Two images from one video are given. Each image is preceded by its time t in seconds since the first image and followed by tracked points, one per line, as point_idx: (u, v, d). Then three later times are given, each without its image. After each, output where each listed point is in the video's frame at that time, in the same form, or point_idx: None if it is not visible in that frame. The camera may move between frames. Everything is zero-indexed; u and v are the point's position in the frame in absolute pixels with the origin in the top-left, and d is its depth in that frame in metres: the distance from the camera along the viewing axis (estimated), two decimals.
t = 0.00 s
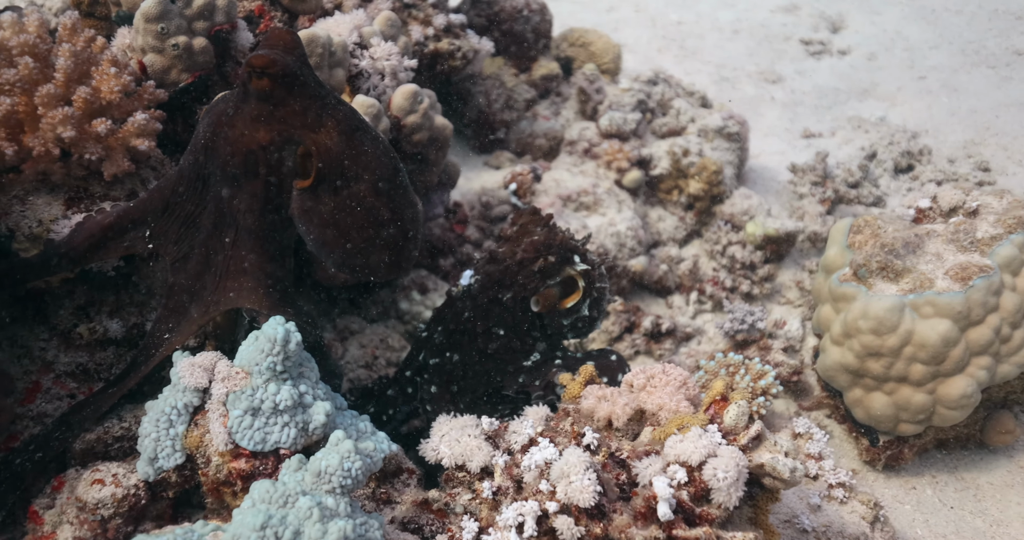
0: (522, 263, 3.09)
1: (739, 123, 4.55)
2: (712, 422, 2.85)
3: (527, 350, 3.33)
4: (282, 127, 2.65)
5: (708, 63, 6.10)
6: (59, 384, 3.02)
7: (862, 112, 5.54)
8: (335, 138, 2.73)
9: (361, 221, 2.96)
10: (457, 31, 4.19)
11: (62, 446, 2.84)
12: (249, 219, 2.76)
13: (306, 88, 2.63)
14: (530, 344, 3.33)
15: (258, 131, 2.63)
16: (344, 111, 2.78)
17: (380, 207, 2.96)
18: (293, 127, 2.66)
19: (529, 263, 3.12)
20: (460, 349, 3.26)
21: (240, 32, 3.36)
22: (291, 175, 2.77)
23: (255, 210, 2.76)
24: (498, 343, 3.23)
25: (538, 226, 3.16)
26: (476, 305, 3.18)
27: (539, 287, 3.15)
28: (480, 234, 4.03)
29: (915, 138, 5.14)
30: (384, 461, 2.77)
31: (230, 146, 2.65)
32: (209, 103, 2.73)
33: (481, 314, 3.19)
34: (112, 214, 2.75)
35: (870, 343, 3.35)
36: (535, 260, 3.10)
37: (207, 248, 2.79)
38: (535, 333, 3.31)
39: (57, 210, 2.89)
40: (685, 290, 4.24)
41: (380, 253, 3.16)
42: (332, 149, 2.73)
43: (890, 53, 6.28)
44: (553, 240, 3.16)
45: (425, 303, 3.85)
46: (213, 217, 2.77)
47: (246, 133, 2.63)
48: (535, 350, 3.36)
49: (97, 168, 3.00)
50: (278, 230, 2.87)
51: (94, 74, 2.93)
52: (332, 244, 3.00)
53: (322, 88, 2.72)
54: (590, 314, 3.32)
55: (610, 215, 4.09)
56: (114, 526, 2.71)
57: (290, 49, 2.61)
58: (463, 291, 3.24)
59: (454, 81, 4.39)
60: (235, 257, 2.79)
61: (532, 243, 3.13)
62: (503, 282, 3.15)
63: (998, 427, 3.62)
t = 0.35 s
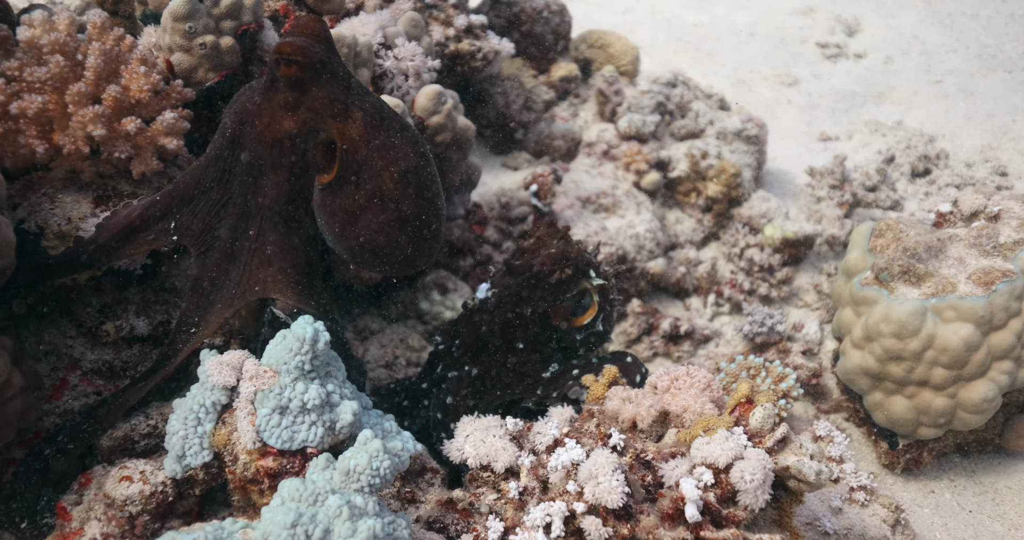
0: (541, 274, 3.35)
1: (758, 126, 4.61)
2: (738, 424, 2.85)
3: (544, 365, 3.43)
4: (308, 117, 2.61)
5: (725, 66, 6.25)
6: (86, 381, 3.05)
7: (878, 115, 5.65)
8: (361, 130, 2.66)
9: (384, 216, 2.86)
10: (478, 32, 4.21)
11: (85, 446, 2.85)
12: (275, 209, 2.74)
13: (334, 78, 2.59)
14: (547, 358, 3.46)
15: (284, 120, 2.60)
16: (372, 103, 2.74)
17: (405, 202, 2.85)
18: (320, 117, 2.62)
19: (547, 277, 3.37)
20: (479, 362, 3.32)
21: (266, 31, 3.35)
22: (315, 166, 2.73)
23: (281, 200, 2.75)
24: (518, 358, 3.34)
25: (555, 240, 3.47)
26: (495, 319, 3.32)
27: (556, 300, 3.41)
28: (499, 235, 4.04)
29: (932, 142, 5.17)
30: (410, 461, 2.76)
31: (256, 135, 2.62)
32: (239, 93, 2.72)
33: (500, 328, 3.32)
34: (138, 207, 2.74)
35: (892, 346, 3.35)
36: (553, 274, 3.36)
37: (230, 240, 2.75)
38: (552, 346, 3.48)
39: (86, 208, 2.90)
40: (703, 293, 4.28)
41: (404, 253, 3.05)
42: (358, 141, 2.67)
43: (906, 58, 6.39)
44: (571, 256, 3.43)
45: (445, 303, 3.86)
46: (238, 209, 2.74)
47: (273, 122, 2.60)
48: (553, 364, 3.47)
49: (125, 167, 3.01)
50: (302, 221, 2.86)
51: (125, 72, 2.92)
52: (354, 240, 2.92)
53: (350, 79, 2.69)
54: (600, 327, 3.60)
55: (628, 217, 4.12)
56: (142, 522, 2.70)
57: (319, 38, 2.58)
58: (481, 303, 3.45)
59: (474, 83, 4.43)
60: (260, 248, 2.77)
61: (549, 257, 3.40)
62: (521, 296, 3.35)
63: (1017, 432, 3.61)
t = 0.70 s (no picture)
0: (553, 282, 3.46)
1: (770, 127, 4.69)
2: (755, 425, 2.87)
3: (557, 374, 3.46)
4: (324, 100, 2.58)
5: (735, 67, 6.28)
6: (105, 378, 3.04)
7: (887, 116, 5.69)
8: (375, 110, 2.59)
9: (399, 200, 2.68)
10: (492, 32, 4.23)
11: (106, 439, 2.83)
12: (292, 195, 2.70)
13: (350, 61, 2.59)
14: (561, 367, 3.49)
15: (301, 104, 2.58)
16: (388, 86, 2.68)
17: (420, 185, 2.67)
18: (336, 100, 2.60)
19: (558, 287, 3.47)
20: (491, 370, 3.41)
21: (285, 30, 3.36)
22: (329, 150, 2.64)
23: (299, 187, 2.70)
24: (530, 368, 3.41)
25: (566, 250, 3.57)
26: (508, 327, 3.43)
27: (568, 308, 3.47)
28: (512, 234, 4.04)
29: (942, 144, 5.19)
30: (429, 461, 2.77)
31: (273, 119, 2.61)
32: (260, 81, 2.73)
33: (512, 337, 3.42)
34: (161, 199, 2.73)
35: (907, 348, 3.35)
36: (566, 282, 3.46)
37: (249, 232, 2.75)
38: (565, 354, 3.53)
39: (106, 205, 2.91)
40: (715, 293, 4.30)
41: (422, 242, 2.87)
42: (372, 121, 2.59)
43: (915, 59, 6.41)
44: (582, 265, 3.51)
45: (459, 302, 3.82)
46: (256, 197, 2.72)
47: (291, 107, 2.59)
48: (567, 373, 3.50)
49: (145, 165, 3.01)
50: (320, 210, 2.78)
51: (145, 71, 2.93)
52: (371, 229, 2.75)
53: (368, 66, 2.68)
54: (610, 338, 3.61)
55: (640, 217, 4.12)
56: (162, 519, 2.68)
57: (337, 23, 2.59)
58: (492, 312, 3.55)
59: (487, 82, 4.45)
60: (278, 238, 2.75)
61: (561, 266, 3.50)
62: (533, 306, 3.46)
63: None
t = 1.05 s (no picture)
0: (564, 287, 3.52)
1: (777, 127, 4.66)
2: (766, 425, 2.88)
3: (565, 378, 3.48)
4: (336, 84, 2.58)
5: (740, 65, 6.29)
6: (118, 376, 3.05)
7: (892, 115, 5.71)
8: (386, 92, 2.59)
9: (412, 180, 2.71)
10: (500, 31, 4.23)
11: (121, 435, 2.85)
12: (305, 181, 2.71)
13: (362, 44, 2.56)
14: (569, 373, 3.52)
15: (313, 87, 2.57)
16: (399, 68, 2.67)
17: (433, 164, 2.70)
18: (347, 83, 2.59)
19: (567, 293, 3.54)
20: (499, 372, 3.41)
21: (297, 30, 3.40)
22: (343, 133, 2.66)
23: (312, 171, 2.71)
24: (539, 372, 3.42)
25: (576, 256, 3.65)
26: (517, 330, 3.48)
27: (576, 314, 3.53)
28: (520, 233, 4.06)
29: (948, 144, 5.20)
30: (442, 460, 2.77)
31: (286, 104, 2.60)
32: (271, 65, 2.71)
33: (522, 340, 3.46)
34: (175, 191, 2.72)
35: (914, 348, 3.37)
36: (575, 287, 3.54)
37: (263, 220, 2.75)
38: (573, 358, 3.59)
39: (120, 205, 2.92)
40: (722, 292, 4.32)
41: (434, 221, 2.91)
42: (385, 105, 2.59)
43: (920, 58, 6.43)
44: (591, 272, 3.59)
45: (467, 301, 3.86)
46: (270, 184, 2.73)
47: (304, 92, 2.58)
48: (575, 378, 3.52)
49: (159, 164, 3.01)
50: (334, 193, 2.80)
51: (159, 70, 2.93)
52: (384, 208, 2.78)
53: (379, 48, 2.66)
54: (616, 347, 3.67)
55: (648, 217, 4.13)
56: (176, 517, 2.67)
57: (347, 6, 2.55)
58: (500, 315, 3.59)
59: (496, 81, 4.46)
60: (291, 225, 2.75)
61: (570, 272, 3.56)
62: (543, 310, 3.51)
63: None
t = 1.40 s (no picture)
0: (570, 289, 3.51)
1: (778, 126, 4.68)
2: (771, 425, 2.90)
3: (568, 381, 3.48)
4: (339, 80, 2.52)
5: (741, 64, 6.30)
6: (124, 376, 3.04)
7: (892, 114, 5.72)
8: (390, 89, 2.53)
9: (417, 175, 2.68)
10: (503, 30, 4.21)
11: (128, 435, 2.84)
12: (310, 176, 2.69)
13: (366, 40, 2.48)
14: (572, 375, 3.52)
15: (317, 83, 2.52)
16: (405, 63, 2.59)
17: (437, 160, 2.66)
18: (352, 78, 2.53)
19: (572, 296, 3.51)
20: (502, 374, 3.42)
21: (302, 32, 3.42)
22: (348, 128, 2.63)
23: (317, 166, 2.69)
24: (544, 375, 3.42)
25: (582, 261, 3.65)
26: (522, 333, 3.48)
27: (582, 317, 3.52)
28: (523, 233, 4.06)
29: (948, 143, 5.22)
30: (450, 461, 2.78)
31: (290, 100, 2.56)
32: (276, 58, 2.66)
33: (527, 342, 3.46)
34: (180, 191, 2.74)
35: (917, 348, 3.40)
36: (581, 290, 3.52)
37: (266, 217, 2.74)
38: (575, 362, 3.56)
39: (127, 205, 2.91)
40: (724, 292, 4.34)
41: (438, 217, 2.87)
42: (389, 101, 2.53)
43: (920, 57, 6.45)
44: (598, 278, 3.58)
45: (472, 300, 3.80)
46: (275, 180, 2.72)
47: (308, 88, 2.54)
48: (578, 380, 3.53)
49: (165, 164, 3.00)
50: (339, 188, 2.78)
51: (166, 71, 2.92)
52: (388, 202, 2.77)
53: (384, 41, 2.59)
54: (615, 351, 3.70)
55: (651, 216, 4.14)
56: (183, 517, 2.69)
57: None
58: (505, 316, 3.60)
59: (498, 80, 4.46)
60: (296, 221, 2.74)
61: (576, 275, 3.56)
62: (549, 313, 3.50)
63: None
